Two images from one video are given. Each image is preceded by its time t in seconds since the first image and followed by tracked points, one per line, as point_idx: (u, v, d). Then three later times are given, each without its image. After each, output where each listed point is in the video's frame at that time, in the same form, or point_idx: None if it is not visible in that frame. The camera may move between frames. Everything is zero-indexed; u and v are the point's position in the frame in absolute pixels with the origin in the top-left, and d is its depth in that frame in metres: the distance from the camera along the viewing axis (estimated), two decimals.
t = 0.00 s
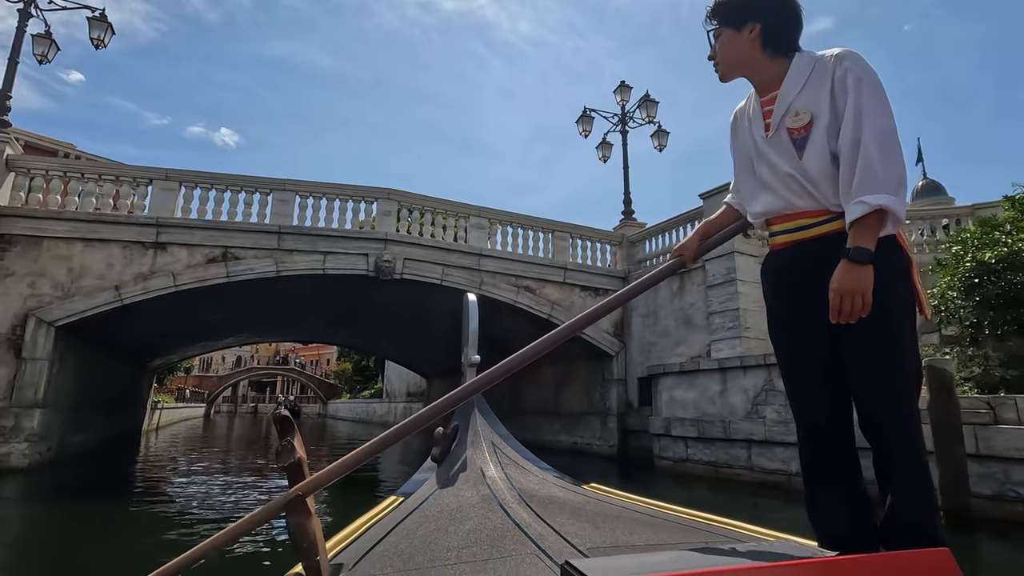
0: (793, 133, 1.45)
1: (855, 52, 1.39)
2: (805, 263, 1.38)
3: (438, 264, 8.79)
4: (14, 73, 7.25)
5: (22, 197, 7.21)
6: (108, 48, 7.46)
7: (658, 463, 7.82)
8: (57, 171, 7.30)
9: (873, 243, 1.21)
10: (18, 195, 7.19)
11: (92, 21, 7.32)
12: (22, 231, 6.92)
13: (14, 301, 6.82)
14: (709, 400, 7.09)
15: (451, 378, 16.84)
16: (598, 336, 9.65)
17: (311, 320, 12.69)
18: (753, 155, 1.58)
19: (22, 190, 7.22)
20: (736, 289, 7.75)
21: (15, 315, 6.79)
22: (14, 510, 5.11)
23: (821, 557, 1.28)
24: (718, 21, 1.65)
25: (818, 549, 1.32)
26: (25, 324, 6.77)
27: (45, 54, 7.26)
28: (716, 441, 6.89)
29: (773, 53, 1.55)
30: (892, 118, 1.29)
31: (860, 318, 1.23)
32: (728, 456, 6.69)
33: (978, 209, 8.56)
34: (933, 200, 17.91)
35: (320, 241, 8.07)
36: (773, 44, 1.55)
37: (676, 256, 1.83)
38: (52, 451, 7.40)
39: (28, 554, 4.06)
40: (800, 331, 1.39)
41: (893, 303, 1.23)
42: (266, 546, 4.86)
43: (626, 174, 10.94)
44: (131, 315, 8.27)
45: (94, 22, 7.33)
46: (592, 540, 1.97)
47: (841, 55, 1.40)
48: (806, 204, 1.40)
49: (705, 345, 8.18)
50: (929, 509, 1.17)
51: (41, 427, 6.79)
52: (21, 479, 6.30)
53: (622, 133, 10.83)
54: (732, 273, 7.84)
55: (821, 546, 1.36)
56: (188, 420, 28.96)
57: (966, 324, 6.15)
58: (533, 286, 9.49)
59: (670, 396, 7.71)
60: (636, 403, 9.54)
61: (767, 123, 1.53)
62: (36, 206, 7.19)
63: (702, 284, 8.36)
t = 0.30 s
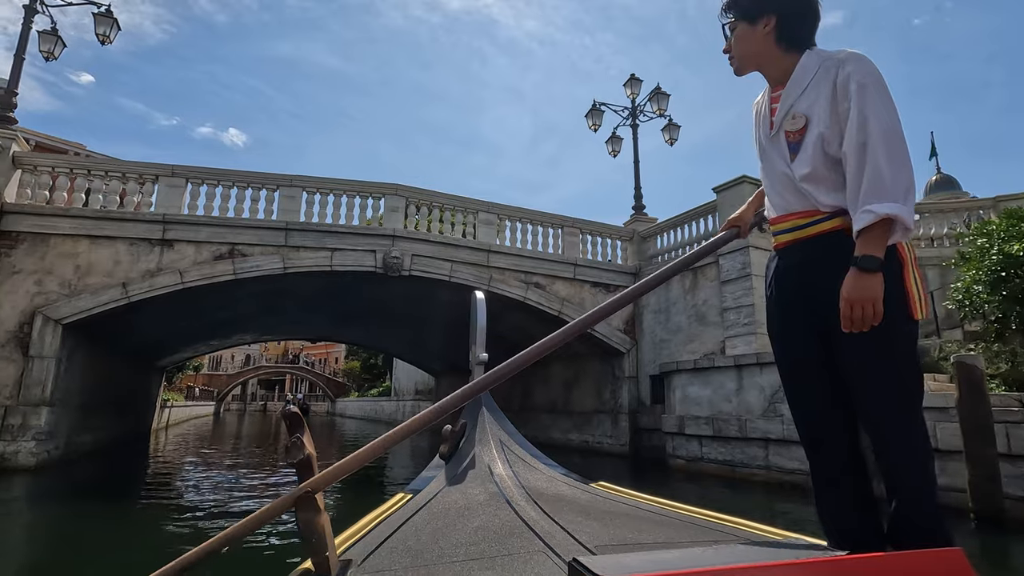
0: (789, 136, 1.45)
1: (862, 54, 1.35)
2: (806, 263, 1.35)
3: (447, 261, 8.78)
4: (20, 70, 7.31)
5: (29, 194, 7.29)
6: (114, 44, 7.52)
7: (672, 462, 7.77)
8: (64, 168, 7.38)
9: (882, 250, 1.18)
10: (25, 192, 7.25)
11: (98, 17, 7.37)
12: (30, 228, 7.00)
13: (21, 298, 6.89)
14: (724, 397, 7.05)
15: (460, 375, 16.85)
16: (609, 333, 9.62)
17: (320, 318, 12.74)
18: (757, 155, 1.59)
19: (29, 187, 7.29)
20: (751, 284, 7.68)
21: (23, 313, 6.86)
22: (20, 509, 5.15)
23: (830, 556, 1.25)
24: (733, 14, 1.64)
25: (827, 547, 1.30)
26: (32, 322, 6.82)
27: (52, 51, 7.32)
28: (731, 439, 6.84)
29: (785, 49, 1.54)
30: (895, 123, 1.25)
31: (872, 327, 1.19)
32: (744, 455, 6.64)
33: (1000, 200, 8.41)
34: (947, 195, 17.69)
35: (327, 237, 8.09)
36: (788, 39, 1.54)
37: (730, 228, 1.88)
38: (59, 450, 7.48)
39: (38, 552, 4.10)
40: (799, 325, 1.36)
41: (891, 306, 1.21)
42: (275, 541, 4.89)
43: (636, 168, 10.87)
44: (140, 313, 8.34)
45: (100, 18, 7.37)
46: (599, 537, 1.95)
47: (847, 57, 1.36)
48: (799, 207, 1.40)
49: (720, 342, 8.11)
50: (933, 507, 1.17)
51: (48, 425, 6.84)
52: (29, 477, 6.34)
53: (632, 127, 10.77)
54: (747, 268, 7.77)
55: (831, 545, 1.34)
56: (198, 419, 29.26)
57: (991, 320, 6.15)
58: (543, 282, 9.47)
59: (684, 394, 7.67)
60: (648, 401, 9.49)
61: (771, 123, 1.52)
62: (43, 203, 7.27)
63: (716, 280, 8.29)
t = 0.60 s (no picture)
0: (799, 131, 1.43)
1: (872, 50, 1.33)
2: (805, 261, 1.37)
3: (455, 257, 8.80)
4: (25, 65, 7.36)
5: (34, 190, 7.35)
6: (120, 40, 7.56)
7: (686, 461, 7.74)
8: (69, 165, 7.45)
9: (857, 247, 1.21)
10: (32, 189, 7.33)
11: (103, 12, 7.42)
12: (35, 225, 7.07)
13: (28, 296, 6.97)
14: (739, 395, 7.02)
15: (469, 373, 16.83)
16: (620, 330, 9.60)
17: (328, 316, 12.78)
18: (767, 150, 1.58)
19: (34, 184, 7.37)
20: (767, 279, 7.60)
21: (29, 310, 6.93)
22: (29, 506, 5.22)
23: (840, 552, 1.24)
24: (745, 11, 1.62)
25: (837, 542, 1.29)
26: (39, 319, 6.89)
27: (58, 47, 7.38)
28: (748, 438, 6.79)
29: (796, 45, 1.53)
30: (895, 121, 1.24)
31: (831, 316, 1.25)
32: (762, 455, 6.58)
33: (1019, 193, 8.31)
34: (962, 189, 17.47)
35: (334, 233, 8.12)
36: (799, 36, 1.53)
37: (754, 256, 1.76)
38: (67, 448, 7.56)
39: (48, 550, 4.15)
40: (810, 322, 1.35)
41: (900, 304, 1.19)
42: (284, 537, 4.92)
43: (646, 162, 10.81)
44: (147, 310, 8.41)
45: (106, 14, 7.42)
46: (609, 534, 1.95)
47: (857, 52, 1.34)
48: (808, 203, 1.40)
49: (734, 339, 8.05)
50: (948, 507, 1.15)
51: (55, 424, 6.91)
52: (36, 476, 6.40)
53: (642, 121, 10.71)
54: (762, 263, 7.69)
55: (843, 542, 1.33)
56: (208, 417, 29.54)
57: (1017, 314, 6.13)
58: (553, 279, 9.46)
59: (698, 392, 7.64)
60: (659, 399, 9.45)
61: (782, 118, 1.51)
62: (47, 199, 7.35)
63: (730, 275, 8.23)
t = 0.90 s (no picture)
0: (818, 119, 1.43)
1: (888, 36, 1.33)
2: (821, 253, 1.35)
3: (464, 253, 8.81)
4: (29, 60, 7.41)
5: (38, 186, 7.41)
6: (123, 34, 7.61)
7: (699, 460, 7.72)
8: (74, 160, 7.50)
9: (880, 228, 1.19)
10: (36, 185, 7.39)
11: (107, 7, 7.46)
12: (39, 221, 7.13)
13: (33, 292, 7.02)
14: (754, 393, 6.99)
15: (476, 370, 16.87)
16: (631, 327, 9.61)
17: (336, 312, 12.83)
18: (781, 141, 1.58)
19: (37, 180, 7.42)
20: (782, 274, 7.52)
21: (34, 307, 6.98)
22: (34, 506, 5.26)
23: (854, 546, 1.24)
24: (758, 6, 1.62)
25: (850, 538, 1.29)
26: (44, 316, 6.95)
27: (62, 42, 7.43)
28: (763, 436, 6.76)
29: (809, 37, 1.53)
30: (914, 105, 1.24)
31: (857, 301, 1.23)
32: (780, 453, 6.53)
33: None
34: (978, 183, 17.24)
35: (341, 229, 8.15)
36: (812, 29, 1.52)
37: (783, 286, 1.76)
38: (73, 446, 7.63)
39: (58, 550, 4.17)
40: (825, 315, 1.34)
41: (919, 301, 1.18)
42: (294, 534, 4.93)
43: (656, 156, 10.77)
44: (153, 306, 8.46)
45: (110, 8, 7.47)
46: (619, 530, 1.95)
47: (872, 39, 1.34)
48: (823, 194, 1.39)
49: (748, 335, 7.99)
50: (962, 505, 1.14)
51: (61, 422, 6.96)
52: (42, 474, 6.46)
53: (651, 115, 10.65)
54: (777, 258, 7.62)
55: (855, 536, 1.33)
56: (214, 416, 29.74)
57: None
58: (562, 275, 9.46)
59: (711, 389, 7.61)
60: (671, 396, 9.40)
61: (797, 109, 1.51)
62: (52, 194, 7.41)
63: (744, 270, 8.18)
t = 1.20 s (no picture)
0: (831, 108, 1.43)
1: (898, 24, 1.34)
2: (843, 242, 1.32)
3: (471, 249, 8.82)
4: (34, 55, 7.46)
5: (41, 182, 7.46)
6: (127, 28, 7.64)
7: (711, 459, 7.69)
8: (78, 156, 7.55)
9: (935, 205, 1.15)
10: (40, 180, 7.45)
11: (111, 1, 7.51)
12: (44, 217, 7.18)
13: (37, 289, 7.08)
14: (769, 390, 6.95)
15: (483, 367, 16.89)
16: (640, 324, 9.60)
17: (343, 310, 12.87)
18: (792, 137, 1.57)
19: (41, 176, 7.48)
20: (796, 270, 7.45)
21: (39, 304, 7.03)
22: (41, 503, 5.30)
23: (865, 540, 1.25)
24: (767, 9, 1.62)
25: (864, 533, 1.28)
26: (49, 313, 7.00)
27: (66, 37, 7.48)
28: (779, 435, 6.73)
29: (818, 35, 1.52)
30: (936, 84, 1.23)
31: (931, 284, 1.16)
32: (798, 453, 6.48)
33: None
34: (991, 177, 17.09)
35: (347, 225, 8.17)
36: (820, 27, 1.51)
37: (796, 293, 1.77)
38: (78, 444, 7.70)
39: (65, 547, 4.20)
40: (837, 307, 1.34)
41: (937, 291, 1.17)
42: (303, 531, 4.94)
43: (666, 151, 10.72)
44: (157, 303, 8.51)
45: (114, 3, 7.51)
46: (629, 526, 1.95)
47: (883, 28, 1.35)
48: (840, 185, 1.36)
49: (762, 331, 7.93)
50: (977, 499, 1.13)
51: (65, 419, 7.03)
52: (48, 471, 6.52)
53: (660, 108, 10.61)
54: (791, 253, 7.55)
55: (867, 531, 1.33)
56: (221, 413, 29.98)
57: None
58: (571, 271, 9.44)
59: (723, 387, 7.58)
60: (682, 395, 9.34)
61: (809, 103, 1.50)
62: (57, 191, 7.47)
63: (757, 266, 8.11)
